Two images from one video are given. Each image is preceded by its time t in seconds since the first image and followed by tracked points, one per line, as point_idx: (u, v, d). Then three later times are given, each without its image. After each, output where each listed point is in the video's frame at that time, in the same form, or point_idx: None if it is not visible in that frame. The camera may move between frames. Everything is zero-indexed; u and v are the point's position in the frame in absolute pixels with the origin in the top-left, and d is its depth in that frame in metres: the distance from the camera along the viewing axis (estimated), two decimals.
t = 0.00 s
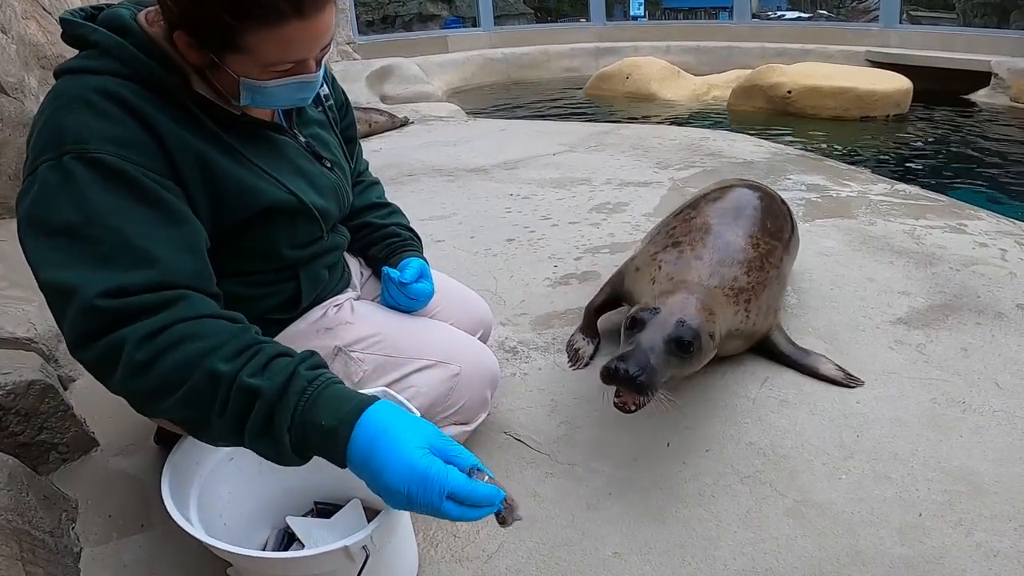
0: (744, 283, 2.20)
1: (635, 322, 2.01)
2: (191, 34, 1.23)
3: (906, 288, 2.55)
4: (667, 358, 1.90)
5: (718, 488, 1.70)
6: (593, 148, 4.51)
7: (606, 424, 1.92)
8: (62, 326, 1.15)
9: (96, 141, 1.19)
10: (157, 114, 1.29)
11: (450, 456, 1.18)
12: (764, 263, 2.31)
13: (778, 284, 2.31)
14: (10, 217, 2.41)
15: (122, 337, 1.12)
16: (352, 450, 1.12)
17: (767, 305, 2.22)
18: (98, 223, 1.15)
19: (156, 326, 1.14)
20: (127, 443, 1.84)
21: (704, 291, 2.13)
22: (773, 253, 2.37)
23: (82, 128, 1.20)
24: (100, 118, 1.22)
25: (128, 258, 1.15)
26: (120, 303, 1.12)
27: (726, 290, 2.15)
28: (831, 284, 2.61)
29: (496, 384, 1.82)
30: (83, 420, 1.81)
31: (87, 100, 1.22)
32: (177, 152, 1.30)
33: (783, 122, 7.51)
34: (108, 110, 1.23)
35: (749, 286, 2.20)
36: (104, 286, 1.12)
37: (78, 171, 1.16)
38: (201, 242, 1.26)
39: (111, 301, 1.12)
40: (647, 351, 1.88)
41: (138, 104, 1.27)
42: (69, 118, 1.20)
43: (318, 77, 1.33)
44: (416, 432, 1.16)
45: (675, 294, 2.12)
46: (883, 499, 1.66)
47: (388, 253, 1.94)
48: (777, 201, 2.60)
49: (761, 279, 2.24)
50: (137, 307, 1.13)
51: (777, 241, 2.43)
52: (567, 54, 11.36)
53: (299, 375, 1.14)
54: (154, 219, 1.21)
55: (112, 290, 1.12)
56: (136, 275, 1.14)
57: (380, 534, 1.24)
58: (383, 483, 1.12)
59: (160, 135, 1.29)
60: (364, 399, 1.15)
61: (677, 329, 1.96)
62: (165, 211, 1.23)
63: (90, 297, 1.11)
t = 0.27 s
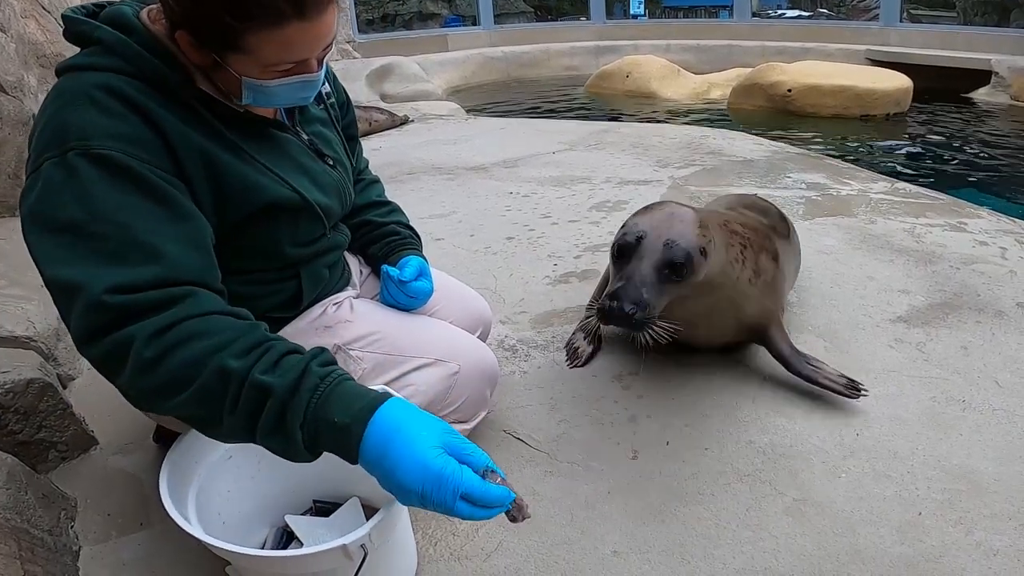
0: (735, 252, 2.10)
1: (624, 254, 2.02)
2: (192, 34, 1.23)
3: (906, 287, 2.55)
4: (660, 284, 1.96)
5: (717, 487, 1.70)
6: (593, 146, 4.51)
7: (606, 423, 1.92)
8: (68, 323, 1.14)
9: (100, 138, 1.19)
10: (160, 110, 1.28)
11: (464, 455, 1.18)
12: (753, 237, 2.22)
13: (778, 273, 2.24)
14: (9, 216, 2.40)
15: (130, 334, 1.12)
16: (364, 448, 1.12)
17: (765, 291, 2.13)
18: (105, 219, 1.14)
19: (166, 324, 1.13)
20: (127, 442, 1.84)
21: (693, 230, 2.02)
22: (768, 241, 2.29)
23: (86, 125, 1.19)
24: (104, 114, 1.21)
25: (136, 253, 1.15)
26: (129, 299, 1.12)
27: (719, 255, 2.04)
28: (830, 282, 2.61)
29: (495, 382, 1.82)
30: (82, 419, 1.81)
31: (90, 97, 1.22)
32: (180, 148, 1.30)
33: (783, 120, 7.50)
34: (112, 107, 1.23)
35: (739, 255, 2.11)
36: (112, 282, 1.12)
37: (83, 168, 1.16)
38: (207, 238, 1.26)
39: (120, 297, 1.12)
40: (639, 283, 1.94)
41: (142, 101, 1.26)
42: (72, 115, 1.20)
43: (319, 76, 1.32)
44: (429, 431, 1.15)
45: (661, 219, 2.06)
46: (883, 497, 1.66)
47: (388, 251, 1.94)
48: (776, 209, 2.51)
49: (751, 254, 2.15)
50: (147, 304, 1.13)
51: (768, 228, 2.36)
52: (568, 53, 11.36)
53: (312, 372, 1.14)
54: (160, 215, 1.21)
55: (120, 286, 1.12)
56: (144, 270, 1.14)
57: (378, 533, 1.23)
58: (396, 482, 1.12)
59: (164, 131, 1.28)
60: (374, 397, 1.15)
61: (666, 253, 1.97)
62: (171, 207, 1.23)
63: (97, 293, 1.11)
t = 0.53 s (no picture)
0: (737, 298, 1.99)
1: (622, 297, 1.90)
2: (198, 27, 1.23)
3: (906, 285, 2.55)
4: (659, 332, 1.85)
5: (717, 485, 1.70)
6: (593, 145, 4.51)
7: (606, 421, 1.92)
8: (75, 318, 1.14)
9: (106, 133, 1.19)
10: (166, 105, 1.28)
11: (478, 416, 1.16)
12: (753, 274, 2.10)
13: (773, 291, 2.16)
14: (8, 215, 2.40)
15: (138, 324, 1.12)
16: (378, 419, 1.10)
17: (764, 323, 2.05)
18: (112, 214, 1.14)
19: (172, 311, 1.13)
20: (127, 440, 1.84)
21: (699, 272, 1.93)
22: (759, 258, 2.21)
23: (92, 119, 1.19)
24: (111, 110, 1.21)
25: (142, 246, 1.15)
26: (135, 292, 1.12)
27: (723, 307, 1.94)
28: (830, 280, 2.61)
29: (495, 379, 1.83)
30: (83, 417, 1.81)
31: (97, 92, 1.22)
32: (187, 143, 1.30)
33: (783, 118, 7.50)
34: (118, 103, 1.23)
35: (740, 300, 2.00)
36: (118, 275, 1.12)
37: (89, 163, 1.16)
38: (212, 234, 1.26)
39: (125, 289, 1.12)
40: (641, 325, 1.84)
41: (148, 98, 1.26)
42: (79, 110, 1.20)
43: (323, 72, 1.32)
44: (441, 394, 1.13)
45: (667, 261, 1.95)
46: (883, 496, 1.66)
47: (388, 249, 1.93)
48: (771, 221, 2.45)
49: (753, 294, 2.04)
50: (153, 297, 1.13)
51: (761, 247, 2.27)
52: (568, 51, 11.36)
53: (326, 342, 1.13)
54: (167, 211, 1.21)
55: (125, 278, 1.12)
56: (152, 264, 1.14)
57: (378, 531, 1.23)
58: (414, 449, 1.10)
59: (170, 126, 1.28)
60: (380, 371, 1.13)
61: (671, 295, 1.87)
62: (177, 203, 1.23)
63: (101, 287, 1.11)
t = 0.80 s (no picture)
0: (733, 313, 2.02)
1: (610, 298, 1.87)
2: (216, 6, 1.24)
3: (905, 284, 2.55)
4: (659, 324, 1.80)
5: (717, 483, 1.70)
6: (593, 144, 4.51)
7: (605, 420, 1.92)
8: (118, 297, 1.11)
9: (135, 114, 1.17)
10: (190, 91, 1.27)
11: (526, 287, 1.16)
12: (750, 286, 2.13)
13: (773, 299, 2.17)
14: (9, 214, 2.40)
15: (183, 288, 1.07)
16: (453, 311, 1.08)
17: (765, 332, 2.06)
18: (146, 188, 1.11)
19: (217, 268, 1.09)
20: (127, 439, 1.84)
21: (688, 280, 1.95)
22: (761, 269, 2.22)
23: (119, 101, 1.17)
24: (136, 93, 1.20)
25: (178, 220, 1.11)
26: (173, 258, 1.08)
27: (718, 321, 1.96)
28: (830, 279, 2.61)
29: (494, 379, 1.83)
30: (83, 416, 1.81)
31: (120, 77, 1.20)
32: (212, 127, 1.29)
33: (783, 117, 7.50)
34: (143, 86, 1.21)
35: (735, 314, 2.02)
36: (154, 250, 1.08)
37: (121, 141, 1.13)
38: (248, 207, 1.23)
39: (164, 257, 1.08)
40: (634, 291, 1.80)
41: (172, 83, 1.25)
42: (104, 93, 1.18)
43: (335, 58, 1.32)
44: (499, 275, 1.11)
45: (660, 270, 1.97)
46: (882, 494, 1.66)
47: (389, 249, 1.93)
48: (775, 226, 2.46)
49: (750, 308, 2.07)
50: (193, 260, 1.08)
51: (763, 254, 2.29)
52: (568, 50, 11.35)
53: (380, 261, 1.11)
54: (205, 185, 1.17)
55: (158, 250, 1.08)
56: (189, 236, 1.10)
57: (377, 531, 1.23)
58: (501, 321, 1.09)
59: (195, 109, 1.27)
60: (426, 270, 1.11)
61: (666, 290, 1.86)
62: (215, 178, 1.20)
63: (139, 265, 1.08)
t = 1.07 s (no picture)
0: (732, 302, 1.98)
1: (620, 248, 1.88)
2: None
3: (905, 283, 2.55)
4: (645, 289, 1.79)
5: (717, 482, 1.70)
6: (593, 142, 4.51)
7: (605, 418, 1.92)
8: (178, 275, 1.12)
9: (165, 96, 1.16)
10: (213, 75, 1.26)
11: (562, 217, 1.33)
12: (746, 277, 2.09)
13: (767, 293, 2.15)
14: (8, 213, 2.40)
15: (243, 251, 1.09)
16: (507, 236, 1.21)
17: (760, 325, 2.03)
18: (198, 160, 1.12)
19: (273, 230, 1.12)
20: (127, 438, 1.84)
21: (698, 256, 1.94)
22: (756, 262, 2.19)
23: (147, 83, 1.16)
24: (161, 76, 1.18)
25: (226, 186, 1.13)
26: (232, 226, 1.10)
27: (722, 313, 1.93)
28: (830, 277, 2.61)
29: (495, 376, 1.83)
30: (83, 416, 1.81)
31: (143, 61, 1.18)
32: (240, 112, 1.29)
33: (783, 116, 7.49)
34: (168, 69, 1.20)
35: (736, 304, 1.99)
36: (210, 223, 1.09)
37: (159, 122, 1.13)
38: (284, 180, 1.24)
39: (225, 225, 1.09)
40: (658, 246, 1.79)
41: (195, 67, 1.24)
42: (128, 77, 1.16)
43: (350, 43, 1.32)
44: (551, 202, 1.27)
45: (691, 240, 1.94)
46: (882, 493, 1.66)
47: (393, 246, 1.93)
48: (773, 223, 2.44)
49: (746, 297, 2.03)
50: (249, 227, 1.10)
51: (760, 249, 2.28)
52: (568, 49, 11.35)
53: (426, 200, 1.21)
54: (250, 155, 1.19)
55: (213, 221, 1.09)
56: (241, 204, 1.12)
57: (377, 530, 1.23)
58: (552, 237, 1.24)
59: (223, 93, 1.26)
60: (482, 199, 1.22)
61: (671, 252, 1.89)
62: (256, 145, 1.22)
63: (199, 237, 1.09)
